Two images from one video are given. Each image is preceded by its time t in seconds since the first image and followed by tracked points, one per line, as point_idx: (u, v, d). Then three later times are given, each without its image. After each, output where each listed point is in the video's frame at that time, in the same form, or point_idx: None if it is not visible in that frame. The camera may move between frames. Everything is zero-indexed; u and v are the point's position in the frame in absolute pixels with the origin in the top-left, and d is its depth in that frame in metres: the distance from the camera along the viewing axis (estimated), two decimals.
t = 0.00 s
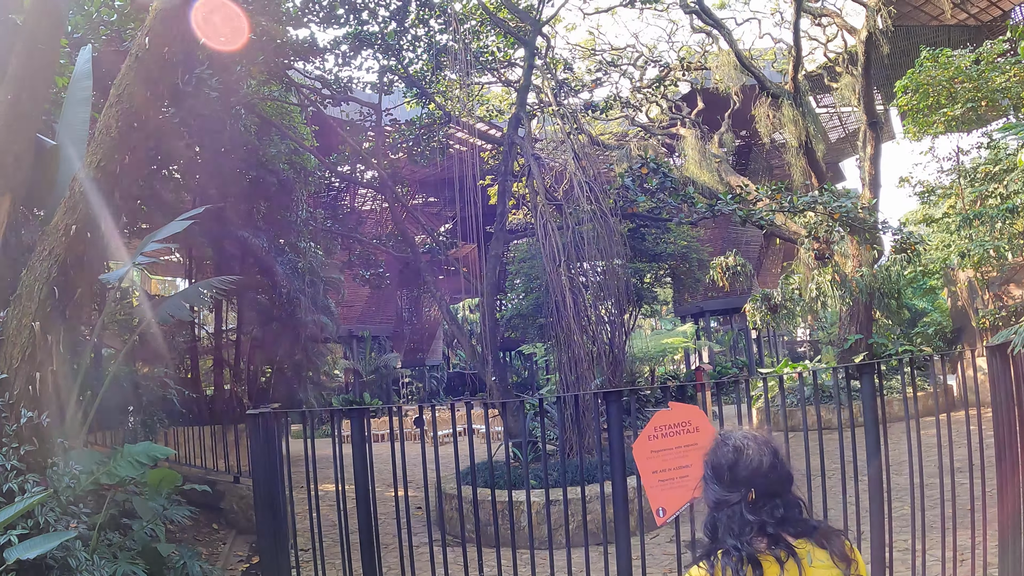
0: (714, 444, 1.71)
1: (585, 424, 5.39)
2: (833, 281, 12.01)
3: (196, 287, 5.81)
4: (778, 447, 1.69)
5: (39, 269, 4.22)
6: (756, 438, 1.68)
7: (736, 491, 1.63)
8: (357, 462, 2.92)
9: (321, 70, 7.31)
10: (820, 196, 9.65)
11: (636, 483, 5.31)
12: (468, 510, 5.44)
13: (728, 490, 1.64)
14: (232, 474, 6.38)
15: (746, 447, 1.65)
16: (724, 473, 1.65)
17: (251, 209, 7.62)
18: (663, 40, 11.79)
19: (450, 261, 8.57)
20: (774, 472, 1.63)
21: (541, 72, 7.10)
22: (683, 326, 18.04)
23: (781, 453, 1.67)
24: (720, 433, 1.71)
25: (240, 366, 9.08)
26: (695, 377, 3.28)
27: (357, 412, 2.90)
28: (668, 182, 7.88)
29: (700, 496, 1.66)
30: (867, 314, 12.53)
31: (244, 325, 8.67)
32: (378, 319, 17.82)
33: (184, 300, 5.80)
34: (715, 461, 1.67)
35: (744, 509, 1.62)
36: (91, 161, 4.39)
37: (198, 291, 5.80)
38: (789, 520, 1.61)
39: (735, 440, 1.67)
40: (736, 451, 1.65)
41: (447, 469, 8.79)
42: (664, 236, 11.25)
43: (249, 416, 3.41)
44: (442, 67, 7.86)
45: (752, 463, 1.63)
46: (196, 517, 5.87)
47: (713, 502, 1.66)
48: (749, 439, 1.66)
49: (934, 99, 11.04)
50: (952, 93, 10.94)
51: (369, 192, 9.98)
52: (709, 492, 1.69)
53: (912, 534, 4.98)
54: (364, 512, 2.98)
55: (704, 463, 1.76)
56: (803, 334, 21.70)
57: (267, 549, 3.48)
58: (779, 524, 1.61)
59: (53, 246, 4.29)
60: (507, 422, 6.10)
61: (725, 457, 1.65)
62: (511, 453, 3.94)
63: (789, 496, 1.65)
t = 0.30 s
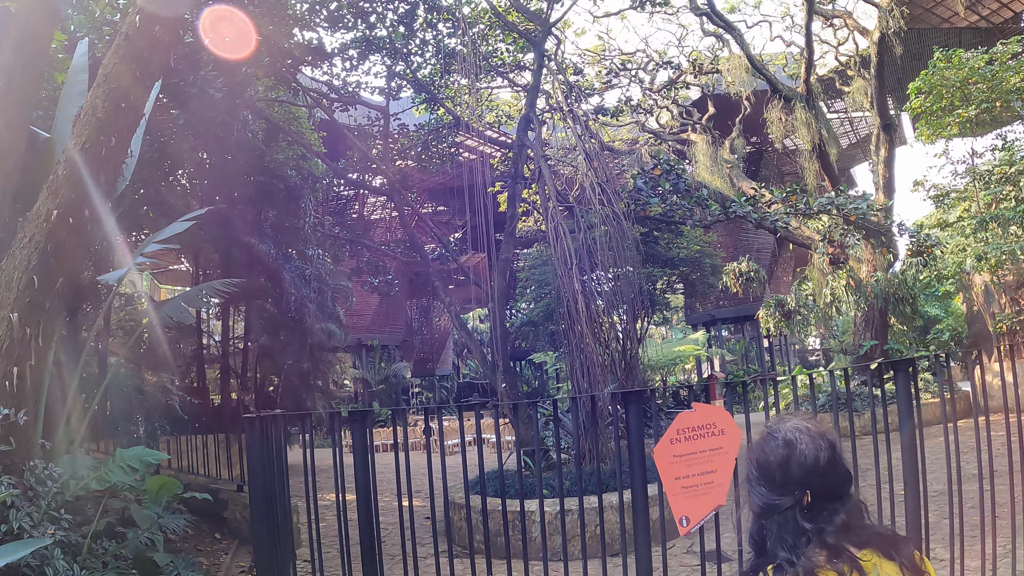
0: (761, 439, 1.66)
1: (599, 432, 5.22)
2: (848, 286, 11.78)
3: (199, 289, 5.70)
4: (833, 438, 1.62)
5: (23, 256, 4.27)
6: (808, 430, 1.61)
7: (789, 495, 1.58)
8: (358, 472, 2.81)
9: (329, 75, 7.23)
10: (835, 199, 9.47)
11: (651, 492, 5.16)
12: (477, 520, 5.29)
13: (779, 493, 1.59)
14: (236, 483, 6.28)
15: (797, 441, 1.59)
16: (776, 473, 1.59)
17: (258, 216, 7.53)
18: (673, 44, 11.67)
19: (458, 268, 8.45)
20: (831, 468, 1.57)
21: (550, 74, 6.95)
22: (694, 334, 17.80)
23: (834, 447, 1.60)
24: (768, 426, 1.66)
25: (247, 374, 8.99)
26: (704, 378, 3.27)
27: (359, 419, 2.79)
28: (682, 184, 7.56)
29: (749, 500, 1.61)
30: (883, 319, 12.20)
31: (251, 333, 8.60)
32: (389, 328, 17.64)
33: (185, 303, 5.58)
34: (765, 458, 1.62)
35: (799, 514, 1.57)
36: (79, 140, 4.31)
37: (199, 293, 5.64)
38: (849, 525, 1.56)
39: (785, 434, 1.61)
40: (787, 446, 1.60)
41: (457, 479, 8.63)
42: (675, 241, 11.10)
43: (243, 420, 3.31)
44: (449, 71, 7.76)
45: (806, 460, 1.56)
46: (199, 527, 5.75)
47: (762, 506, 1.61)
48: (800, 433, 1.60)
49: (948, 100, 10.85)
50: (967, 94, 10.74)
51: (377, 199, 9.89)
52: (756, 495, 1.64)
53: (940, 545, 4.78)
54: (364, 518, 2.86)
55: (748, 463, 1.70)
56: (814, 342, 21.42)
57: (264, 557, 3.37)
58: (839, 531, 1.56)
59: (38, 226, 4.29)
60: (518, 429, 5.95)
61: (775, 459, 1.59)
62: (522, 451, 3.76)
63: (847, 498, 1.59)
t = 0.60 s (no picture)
0: (826, 463, 1.47)
1: (615, 444, 5.07)
2: (864, 295, 11.54)
3: (204, 296, 5.60)
4: (912, 462, 1.44)
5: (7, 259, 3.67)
6: (879, 451, 1.43)
7: (863, 532, 1.38)
8: (365, 488, 2.67)
9: (338, 83, 7.15)
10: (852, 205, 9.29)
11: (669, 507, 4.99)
12: (490, 536, 5.14)
13: (849, 528, 1.40)
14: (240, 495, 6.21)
15: (873, 465, 1.40)
16: (849, 503, 1.40)
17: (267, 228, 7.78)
18: (683, 51, 11.56)
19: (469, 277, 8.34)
20: (913, 496, 1.38)
21: (562, 79, 6.81)
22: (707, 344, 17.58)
23: (913, 472, 1.41)
24: (837, 448, 1.47)
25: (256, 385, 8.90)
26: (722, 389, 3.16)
27: (366, 433, 2.66)
28: (697, 190, 7.38)
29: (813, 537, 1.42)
30: (898, 326, 11.79)
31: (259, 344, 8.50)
32: (400, 338, 16.87)
33: (190, 312, 5.47)
34: (835, 487, 1.42)
35: (875, 554, 1.36)
36: (69, 133, 3.74)
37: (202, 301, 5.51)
38: (941, 563, 1.35)
39: (857, 456, 1.42)
40: (861, 472, 1.40)
41: (468, 491, 8.48)
42: (687, 250, 10.94)
43: (249, 430, 3.26)
44: (459, 78, 7.65)
45: (883, 487, 1.37)
46: (205, 541, 5.63)
47: (831, 545, 1.41)
48: (875, 456, 1.41)
49: (963, 105, 10.66)
50: (981, 98, 10.56)
51: (386, 209, 9.80)
52: (823, 532, 1.44)
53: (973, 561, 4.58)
54: (373, 538, 2.73)
55: (811, 490, 1.51)
56: (826, 351, 21.14)
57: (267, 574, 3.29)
58: (924, 574, 1.34)
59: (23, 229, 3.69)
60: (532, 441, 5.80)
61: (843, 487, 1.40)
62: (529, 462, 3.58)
63: (932, 534, 1.39)
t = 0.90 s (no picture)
0: (901, 474, 1.34)
1: (630, 454, 4.94)
2: (879, 302, 11.26)
3: (209, 302, 5.53)
4: (992, 470, 1.34)
5: None
6: (963, 462, 1.31)
7: (949, 556, 1.25)
8: (375, 500, 2.56)
9: (347, 90, 7.08)
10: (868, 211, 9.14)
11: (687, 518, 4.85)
12: (504, 549, 5.02)
13: (933, 553, 1.26)
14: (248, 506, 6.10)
15: (957, 475, 1.28)
16: (933, 523, 1.26)
17: (276, 237, 7.71)
18: (693, 56, 11.46)
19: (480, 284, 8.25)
20: (1005, 512, 1.27)
21: (573, 83, 6.71)
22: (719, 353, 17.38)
23: (1000, 483, 1.32)
24: (912, 458, 1.34)
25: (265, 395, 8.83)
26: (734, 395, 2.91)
27: (376, 443, 2.56)
28: (711, 195, 7.27)
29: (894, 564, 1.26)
30: (912, 335, 11.52)
31: (268, 354, 8.42)
32: (410, 348, 16.57)
33: (196, 318, 5.42)
34: (914, 504, 1.28)
35: None
36: (64, 124, 3.75)
37: (208, 308, 5.45)
38: None
39: (942, 465, 1.29)
40: (944, 482, 1.28)
41: (479, 502, 8.35)
42: (701, 256, 10.84)
43: (255, 439, 3.18)
44: (469, 84, 7.57)
45: (971, 502, 1.25)
46: (211, 553, 5.53)
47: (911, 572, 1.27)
48: (959, 465, 1.29)
49: (976, 108, 10.49)
50: (994, 102, 10.40)
51: (396, 217, 9.72)
52: (897, 553, 1.30)
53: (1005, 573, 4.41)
54: (384, 555, 2.62)
55: (879, 506, 1.36)
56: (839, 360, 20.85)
57: None
58: None
59: (15, 222, 3.65)
60: (545, 452, 5.68)
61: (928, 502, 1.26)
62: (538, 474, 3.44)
63: None
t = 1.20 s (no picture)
0: None
1: (647, 463, 4.80)
2: (894, 307, 10.93)
3: (215, 308, 5.44)
4: None
5: None
6: None
7: None
8: (386, 510, 2.45)
9: (356, 97, 7.01)
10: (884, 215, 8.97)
11: (705, 528, 4.71)
12: (517, 562, 4.89)
13: None
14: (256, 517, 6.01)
15: None
16: None
17: (285, 245, 7.76)
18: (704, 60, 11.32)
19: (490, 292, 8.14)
20: None
21: (585, 88, 6.58)
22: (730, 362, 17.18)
23: None
24: None
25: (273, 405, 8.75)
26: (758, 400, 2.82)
27: (388, 451, 2.45)
28: (727, 198, 7.10)
29: None
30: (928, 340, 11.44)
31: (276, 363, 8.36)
32: (419, 358, 16.54)
33: (201, 324, 5.34)
34: None
35: None
36: (57, 109, 3.52)
37: (215, 315, 5.38)
38: None
39: None
40: None
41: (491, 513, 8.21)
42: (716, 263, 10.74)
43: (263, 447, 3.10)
44: (478, 90, 7.47)
45: None
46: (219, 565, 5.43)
47: None
48: None
49: (991, 111, 10.33)
50: (1009, 104, 10.24)
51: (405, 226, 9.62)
52: None
53: None
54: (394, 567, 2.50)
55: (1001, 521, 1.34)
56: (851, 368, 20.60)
57: None
58: None
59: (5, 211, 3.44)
60: (559, 461, 5.54)
61: None
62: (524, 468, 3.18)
63: None
